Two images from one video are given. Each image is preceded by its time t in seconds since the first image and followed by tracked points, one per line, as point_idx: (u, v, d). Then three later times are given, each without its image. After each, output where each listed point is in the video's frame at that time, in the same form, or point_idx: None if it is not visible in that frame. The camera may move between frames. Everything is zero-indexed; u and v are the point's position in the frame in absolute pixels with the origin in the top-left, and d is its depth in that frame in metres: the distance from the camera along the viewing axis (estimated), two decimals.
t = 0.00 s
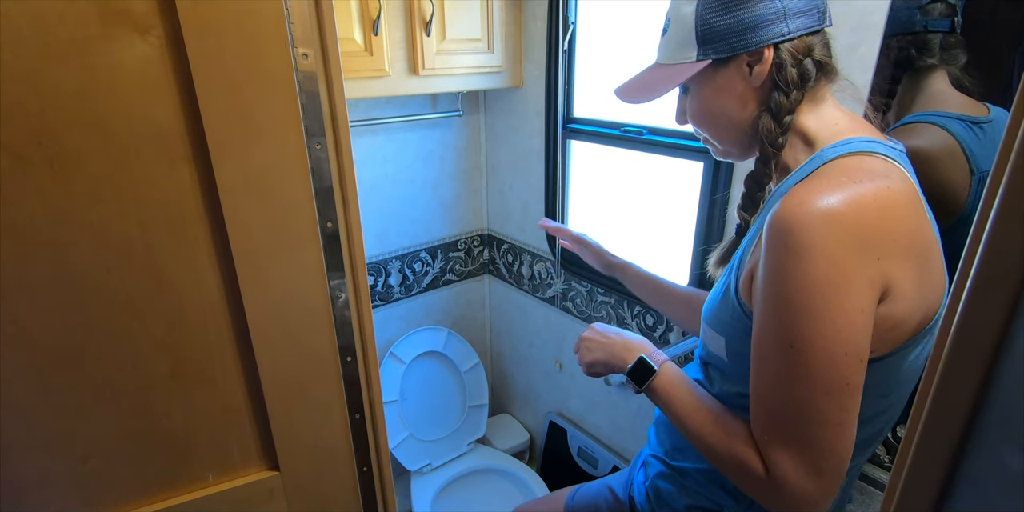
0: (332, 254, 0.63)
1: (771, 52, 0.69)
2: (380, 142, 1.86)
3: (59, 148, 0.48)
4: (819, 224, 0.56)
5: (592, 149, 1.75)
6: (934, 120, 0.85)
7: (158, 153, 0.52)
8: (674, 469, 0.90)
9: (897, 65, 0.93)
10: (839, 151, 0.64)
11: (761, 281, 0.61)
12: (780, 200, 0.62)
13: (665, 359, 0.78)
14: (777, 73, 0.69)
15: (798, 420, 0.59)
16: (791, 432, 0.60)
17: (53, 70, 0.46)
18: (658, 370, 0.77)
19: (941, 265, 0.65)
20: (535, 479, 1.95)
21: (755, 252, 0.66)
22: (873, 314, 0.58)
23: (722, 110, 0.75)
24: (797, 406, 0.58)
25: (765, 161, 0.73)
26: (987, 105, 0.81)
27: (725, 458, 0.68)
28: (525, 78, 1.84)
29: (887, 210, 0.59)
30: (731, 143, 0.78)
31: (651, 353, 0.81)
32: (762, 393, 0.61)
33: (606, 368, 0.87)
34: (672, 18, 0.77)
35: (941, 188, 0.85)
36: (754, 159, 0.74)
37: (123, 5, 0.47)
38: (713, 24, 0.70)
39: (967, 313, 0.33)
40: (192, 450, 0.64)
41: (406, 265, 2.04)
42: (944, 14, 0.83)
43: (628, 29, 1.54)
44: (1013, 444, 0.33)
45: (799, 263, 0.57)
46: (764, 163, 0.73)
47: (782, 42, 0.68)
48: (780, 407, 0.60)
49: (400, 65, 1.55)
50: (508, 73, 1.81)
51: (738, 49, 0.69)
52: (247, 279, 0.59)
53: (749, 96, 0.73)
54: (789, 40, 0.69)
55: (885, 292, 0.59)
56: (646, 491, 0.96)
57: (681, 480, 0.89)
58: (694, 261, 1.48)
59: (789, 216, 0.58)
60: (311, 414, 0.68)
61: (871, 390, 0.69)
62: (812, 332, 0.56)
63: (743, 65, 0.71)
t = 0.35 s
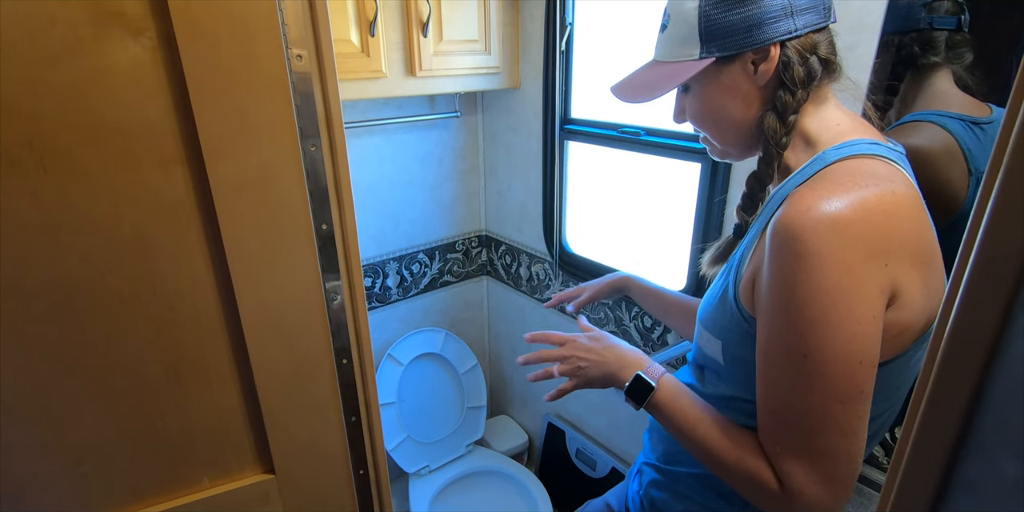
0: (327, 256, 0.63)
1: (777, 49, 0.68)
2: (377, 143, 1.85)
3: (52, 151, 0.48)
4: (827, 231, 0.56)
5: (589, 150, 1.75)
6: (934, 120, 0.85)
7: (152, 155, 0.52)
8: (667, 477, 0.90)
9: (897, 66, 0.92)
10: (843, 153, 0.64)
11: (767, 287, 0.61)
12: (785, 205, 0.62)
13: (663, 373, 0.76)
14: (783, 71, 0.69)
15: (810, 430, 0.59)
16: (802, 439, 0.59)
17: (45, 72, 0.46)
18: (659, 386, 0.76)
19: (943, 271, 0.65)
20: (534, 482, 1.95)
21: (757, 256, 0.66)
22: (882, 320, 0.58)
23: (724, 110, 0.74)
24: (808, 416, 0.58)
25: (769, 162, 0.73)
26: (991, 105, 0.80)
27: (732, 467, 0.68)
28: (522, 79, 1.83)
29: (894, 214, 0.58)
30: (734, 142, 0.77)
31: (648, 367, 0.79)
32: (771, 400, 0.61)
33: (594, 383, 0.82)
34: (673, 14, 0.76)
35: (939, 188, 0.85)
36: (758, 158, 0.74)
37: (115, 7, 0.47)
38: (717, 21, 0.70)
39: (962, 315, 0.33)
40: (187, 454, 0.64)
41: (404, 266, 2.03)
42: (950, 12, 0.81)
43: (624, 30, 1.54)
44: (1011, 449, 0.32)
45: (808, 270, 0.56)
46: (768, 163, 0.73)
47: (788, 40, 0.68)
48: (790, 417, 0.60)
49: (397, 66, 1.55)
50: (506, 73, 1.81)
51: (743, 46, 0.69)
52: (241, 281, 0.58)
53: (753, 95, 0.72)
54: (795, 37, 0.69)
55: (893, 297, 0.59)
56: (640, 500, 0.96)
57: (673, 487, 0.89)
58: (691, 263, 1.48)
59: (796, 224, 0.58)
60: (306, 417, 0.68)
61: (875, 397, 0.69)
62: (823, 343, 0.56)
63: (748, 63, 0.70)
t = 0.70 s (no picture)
0: (326, 259, 0.63)
1: (771, 52, 0.68)
2: (376, 144, 1.85)
3: (50, 153, 0.48)
4: (824, 233, 0.56)
5: (588, 151, 1.75)
6: (934, 120, 0.85)
7: (151, 157, 0.52)
8: (667, 479, 0.90)
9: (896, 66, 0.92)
10: (840, 155, 0.64)
11: (764, 289, 0.61)
12: (782, 208, 0.62)
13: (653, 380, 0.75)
14: (778, 73, 0.69)
15: (807, 433, 0.58)
16: (799, 442, 0.59)
17: (43, 74, 0.46)
18: (648, 393, 0.75)
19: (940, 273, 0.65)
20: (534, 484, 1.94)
21: (754, 258, 0.66)
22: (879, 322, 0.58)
23: (720, 112, 0.74)
24: (805, 418, 0.58)
25: (766, 164, 0.73)
26: (988, 106, 0.81)
27: (729, 470, 0.68)
28: (521, 80, 1.83)
29: (891, 216, 0.58)
30: (730, 144, 0.78)
31: (638, 372, 0.78)
32: (768, 403, 0.61)
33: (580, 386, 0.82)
34: (668, 18, 0.76)
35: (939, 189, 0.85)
36: (754, 162, 0.75)
37: (114, 8, 0.47)
38: (712, 24, 0.70)
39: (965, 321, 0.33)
40: (185, 456, 0.64)
41: (403, 268, 2.03)
42: (947, 13, 0.81)
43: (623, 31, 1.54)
44: (1014, 454, 0.32)
45: (804, 273, 0.56)
46: (764, 165, 0.74)
47: (782, 43, 0.68)
48: (788, 420, 0.59)
49: (396, 68, 1.55)
50: (505, 75, 1.81)
51: (737, 50, 0.69)
52: (240, 284, 0.58)
53: (748, 98, 0.72)
54: (790, 39, 0.68)
55: (889, 299, 0.59)
56: (640, 502, 0.96)
57: (674, 489, 0.89)
58: (690, 265, 1.48)
59: (793, 227, 0.58)
60: (305, 419, 0.68)
61: (874, 396, 0.69)
62: (820, 345, 0.55)
63: (743, 66, 0.70)
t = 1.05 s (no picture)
0: (326, 260, 0.63)
1: (770, 56, 0.69)
2: (375, 145, 1.85)
3: (49, 155, 0.48)
4: (821, 233, 0.56)
5: (587, 152, 1.75)
6: (932, 123, 0.86)
7: (150, 158, 0.52)
8: (666, 480, 0.90)
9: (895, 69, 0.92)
10: (837, 156, 0.64)
11: (761, 289, 0.61)
12: (779, 208, 0.62)
13: (652, 377, 0.75)
14: (778, 76, 0.70)
15: (804, 432, 0.59)
16: (796, 442, 0.60)
17: (42, 75, 0.46)
18: (647, 392, 0.75)
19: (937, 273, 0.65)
20: (533, 485, 1.94)
21: (750, 258, 0.66)
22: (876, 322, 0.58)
23: (718, 114, 0.75)
24: (802, 417, 0.58)
25: (764, 165, 0.74)
26: (985, 109, 0.81)
27: (726, 470, 0.68)
28: (520, 82, 1.84)
29: (888, 216, 0.58)
30: (729, 147, 0.78)
31: (637, 371, 0.78)
32: (765, 402, 0.61)
33: (581, 384, 0.82)
34: (669, 19, 0.77)
35: (935, 189, 0.86)
36: (752, 164, 0.76)
37: (114, 11, 0.47)
38: (711, 27, 0.70)
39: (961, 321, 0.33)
40: (184, 458, 0.64)
41: (402, 269, 2.03)
42: (945, 16, 0.82)
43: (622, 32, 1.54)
44: (1011, 454, 0.32)
45: (801, 273, 0.56)
46: (763, 167, 0.74)
47: (782, 46, 0.68)
48: (785, 419, 0.60)
49: (395, 69, 1.55)
50: (504, 76, 1.81)
51: (737, 52, 0.69)
52: (239, 285, 0.58)
53: (748, 101, 0.73)
54: (789, 43, 0.69)
55: (886, 299, 0.59)
56: (639, 504, 0.96)
57: (673, 490, 0.89)
58: (688, 266, 1.48)
59: (789, 227, 0.58)
60: (304, 420, 0.68)
61: (871, 396, 0.69)
62: (817, 343, 0.56)
63: (743, 69, 0.71)
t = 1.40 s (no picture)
0: (328, 258, 0.63)
1: (772, 56, 0.69)
2: (376, 145, 1.85)
3: (53, 153, 0.48)
4: (826, 231, 0.57)
5: (587, 152, 1.75)
6: (929, 122, 0.86)
7: (154, 157, 0.52)
8: (671, 482, 0.90)
9: (895, 68, 0.93)
10: (841, 155, 0.64)
11: (765, 286, 0.61)
12: (783, 206, 0.63)
13: (655, 376, 0.76)
14: (779, 76, 0.70)
15: (809, 429, 0.59)
16: (801, 439, 0.60)
17: (47, 74, 0.46)
18: (650, 391, 0.76)
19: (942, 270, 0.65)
20: (534, 485, 1.94)
21: (753, 256, 0.66)
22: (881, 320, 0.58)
23: (719, 113, 0.75)
24: (807, 415, 0.59)
25: (763, 166, 0.74)
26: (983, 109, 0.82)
27: (730, 468, 0.68)
28: (520, 81, 1.84)
29: (893, 215, 0.59)
30: (730, 147, 0.78)
31: (641, 369, 0.79)
32: (769, 399, 0.62)
33: (582, 382, 0.82)
34: (671, 18, 0.77)
35: (935, 189, 0.86)
36: (752, 164, 0.76)
37: (117, 10, 0.47)
38: (714, 25, 0.70)
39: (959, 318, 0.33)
40: (186, 456, 0.64)
41: (402, 268, 2.04)
42: (946, 17, 0.82)
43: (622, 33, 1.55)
44: (1009, 448, 0.32)
45: (806, 271, 0.57)
46: (762, 168, 0.74)
47: (784, 46, 0.69)
48: (789, 417, 0.60)
49: (396, 69, 1.55)
50: (504, 76, 1.81)
51: (740, 52, 0.70)
52: (242, 283, 0.59)
53: (748, 101, 0.73)
54: (792, 43, 0.69)
55: (891, 297, 0.59)
56: (644, 505, 0.96)
57: (678, 492, 0.89)
58: (688, 266, 1.48)
59: (794, 225, 0.59)
60: (305, 418, 0.68)
61: (875, 395, 0.70)
62: (822, 341, 0.56)
63: (744, 69, 0.71)
